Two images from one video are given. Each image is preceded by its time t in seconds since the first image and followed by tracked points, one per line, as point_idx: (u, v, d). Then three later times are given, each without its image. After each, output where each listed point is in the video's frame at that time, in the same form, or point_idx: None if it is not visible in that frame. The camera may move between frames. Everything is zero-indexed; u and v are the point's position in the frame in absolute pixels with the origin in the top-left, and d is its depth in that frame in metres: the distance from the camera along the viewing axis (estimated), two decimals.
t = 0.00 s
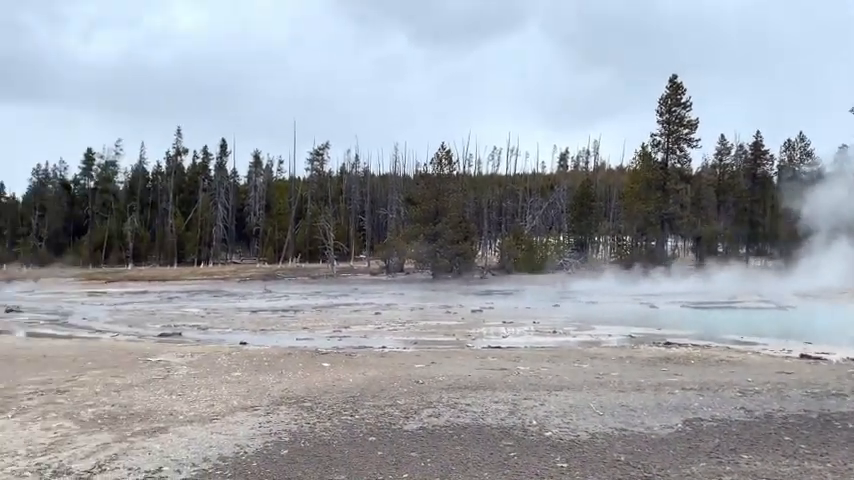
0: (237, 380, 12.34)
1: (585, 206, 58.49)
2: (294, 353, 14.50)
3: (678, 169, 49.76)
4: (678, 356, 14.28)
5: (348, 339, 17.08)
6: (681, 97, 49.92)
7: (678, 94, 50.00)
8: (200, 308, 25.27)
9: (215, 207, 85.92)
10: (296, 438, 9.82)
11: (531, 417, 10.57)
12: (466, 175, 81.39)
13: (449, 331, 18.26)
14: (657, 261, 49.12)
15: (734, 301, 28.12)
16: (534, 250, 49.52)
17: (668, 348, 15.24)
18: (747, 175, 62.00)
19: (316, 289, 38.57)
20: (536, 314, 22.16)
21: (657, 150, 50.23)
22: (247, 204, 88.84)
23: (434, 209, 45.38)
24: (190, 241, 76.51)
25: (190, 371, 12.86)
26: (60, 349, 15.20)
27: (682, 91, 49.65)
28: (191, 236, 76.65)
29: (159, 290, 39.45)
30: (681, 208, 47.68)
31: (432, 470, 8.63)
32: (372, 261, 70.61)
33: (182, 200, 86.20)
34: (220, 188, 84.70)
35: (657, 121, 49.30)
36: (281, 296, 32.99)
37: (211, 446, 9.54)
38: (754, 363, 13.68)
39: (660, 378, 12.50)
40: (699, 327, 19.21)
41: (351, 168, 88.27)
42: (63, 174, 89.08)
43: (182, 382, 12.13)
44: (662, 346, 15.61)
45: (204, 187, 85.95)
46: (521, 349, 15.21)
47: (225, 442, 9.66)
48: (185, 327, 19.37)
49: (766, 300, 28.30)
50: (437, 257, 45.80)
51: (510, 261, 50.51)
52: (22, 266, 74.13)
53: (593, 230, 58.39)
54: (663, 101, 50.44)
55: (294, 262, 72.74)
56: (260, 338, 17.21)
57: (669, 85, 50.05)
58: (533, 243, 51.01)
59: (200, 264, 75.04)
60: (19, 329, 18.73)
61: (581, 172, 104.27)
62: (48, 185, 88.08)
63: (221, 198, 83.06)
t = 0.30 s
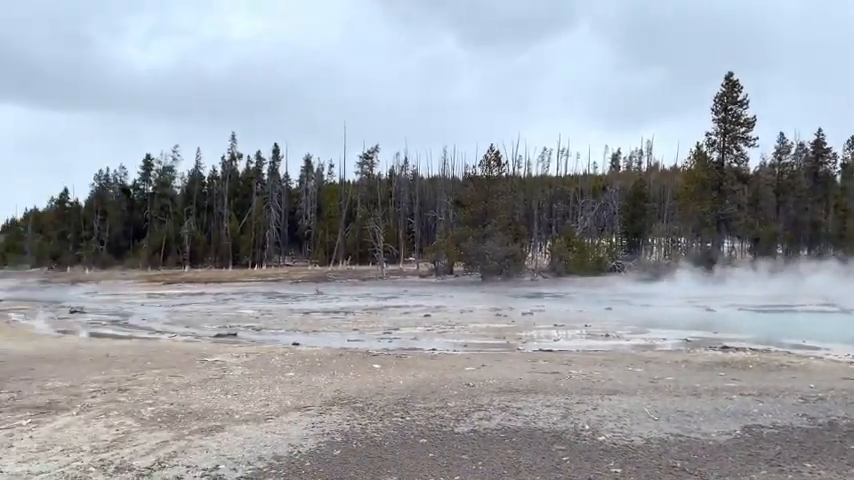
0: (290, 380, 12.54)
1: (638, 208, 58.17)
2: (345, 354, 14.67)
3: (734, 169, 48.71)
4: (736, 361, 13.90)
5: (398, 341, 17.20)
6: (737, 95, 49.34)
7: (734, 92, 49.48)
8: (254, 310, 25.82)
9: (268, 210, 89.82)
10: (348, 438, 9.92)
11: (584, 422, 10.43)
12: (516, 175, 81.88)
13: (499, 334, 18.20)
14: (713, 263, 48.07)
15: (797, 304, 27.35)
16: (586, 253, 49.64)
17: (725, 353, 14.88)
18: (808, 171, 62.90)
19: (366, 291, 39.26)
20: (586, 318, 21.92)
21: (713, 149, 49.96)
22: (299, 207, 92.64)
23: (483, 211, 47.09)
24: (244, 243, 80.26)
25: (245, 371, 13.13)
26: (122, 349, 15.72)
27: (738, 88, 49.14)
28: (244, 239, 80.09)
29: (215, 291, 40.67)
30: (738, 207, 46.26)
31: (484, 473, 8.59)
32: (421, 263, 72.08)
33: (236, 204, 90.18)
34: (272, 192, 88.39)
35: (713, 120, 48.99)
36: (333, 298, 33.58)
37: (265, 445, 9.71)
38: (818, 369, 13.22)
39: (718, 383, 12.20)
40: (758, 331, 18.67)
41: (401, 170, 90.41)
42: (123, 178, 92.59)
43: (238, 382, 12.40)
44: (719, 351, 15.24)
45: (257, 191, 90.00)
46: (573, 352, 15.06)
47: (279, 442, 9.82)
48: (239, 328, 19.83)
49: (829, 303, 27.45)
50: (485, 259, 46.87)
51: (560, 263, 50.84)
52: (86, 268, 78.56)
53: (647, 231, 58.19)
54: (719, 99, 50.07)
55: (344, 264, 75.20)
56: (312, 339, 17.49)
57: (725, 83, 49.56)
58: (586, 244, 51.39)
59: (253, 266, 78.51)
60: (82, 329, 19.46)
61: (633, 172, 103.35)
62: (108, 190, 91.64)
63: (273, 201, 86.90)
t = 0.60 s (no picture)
0: (330, 380, 12.66)
1: (680, 207, 57.26)
2: (383, 354, 14.75)
3: (780, 167, 48.76)
4: (782, 363, 13.56)
5: (436, 341, 17.22)
6: (782, 91, 48.45)
7: (779, 88, 48.62)
8: (293, 310, 26.14)
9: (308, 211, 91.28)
10: (387, 438, 9.95)
11: (624, 424, 10.29)
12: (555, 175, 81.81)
13: (538, 335, 18.10)
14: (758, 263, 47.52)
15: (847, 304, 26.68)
16: (626, 253, 49.82)
17: (771, 355, 14.55)
18: None
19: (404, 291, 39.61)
20: (626, 319, 21.66)
21: (757, 147, 49.24)
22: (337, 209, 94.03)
23: (521, 211, 47.18)
24: (284, 244, 81.80)
25: (285, 371, 13.30)
26: (166, 348, 16.06)
27: (784, 84, 48.25)
28: (284, 240, 81.94)
29: (256, 292, 41.45)
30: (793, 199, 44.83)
31: (522, 474, 8.52)
32: (459, 264, 72.65)
33: (276, 205, 91.82)
34: (312, 193, 89.45)
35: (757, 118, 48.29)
36: (371, 299, 33.88)
37: (305, 444, 9.81)
38: None
39: (763, 385, 11.93)
40: (805, 333, 18.22)
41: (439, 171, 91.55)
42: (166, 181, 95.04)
43: (278, 381, 12.58)
44: (765, 353, 14.89)
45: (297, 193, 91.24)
46: (613, 353, 14.90)
47: (318, 440, 9.91)
48: (279, 328, 20.11)
49: None
50: (524, 259, 47.42)
51: (601, 263, 51.62)
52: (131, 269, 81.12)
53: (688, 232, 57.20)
54: (762, 96, 49.32)
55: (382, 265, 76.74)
56: (350, 339, 17.64)
57: (769, 80, 48.74)
58: (626, 246, 51.93)
59: (293, 267, 80.15)
60: (127, 329, 19.95)
61: (674, 171, 102.16)
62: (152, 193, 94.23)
63: (313, 203, 88.35)
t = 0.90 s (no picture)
0: (361, 379, 12.73)
1: (714, 206, 56.96)
2: (414, 354, 14.77)
3: (818, 164, 47.63)
4: (822, 365, 13.26)
5: (467, 341, 17.18)
6: (820, 86, 47.45)
7: (817, 84, 47.59)
8: (324, 310, 26.32)
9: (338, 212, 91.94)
10: (418, 438, 9.96)
11: (658, 426, 10.16)
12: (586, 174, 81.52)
13: (569, 335, 17.96)
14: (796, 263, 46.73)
15: None
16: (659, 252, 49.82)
17: (810, 356, 14.25)
18: None
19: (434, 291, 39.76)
20: (659, 320, 21.42)
21: (794, 144, 48.36)
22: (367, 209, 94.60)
23: (552, 210, 47.10)
24: (315, 244, 82.65)
25: (317, 370, 13.40)
26: (200, 347, 16.31)
27: (821, 80, 47.25)
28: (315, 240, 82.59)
29: (287, 292, 41.92)
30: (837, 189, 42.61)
31: (555, 475, 8.45)
32: (488, 264, 72.78)
33: (307, 206, 92.80)
34: (342, 194, 90.12)
35: (794, 115, 47.49)
36: (401, 299, 33.99)
37: (337, 443, 9.86)
38: None
39: (801, 388, 11.68)
40: (845, 334, 17.81)
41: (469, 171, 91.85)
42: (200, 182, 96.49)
43: (311, 380, 12.68)
44: (803, 354, 14.59)
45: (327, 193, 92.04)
46: (647, 354, 14.73)
47: (350, 440, 9.96)
48: (310, 327, 20.29)
49: None
50: (556, 260, 47.12)
51: (633, 263, 51.44)
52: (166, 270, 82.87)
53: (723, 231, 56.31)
54: (799, 92, 48.45)
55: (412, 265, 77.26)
56: (381, 339, 17.71)
57: (806, 75, 47.77)
58: (659, 245, 51.97)
59: (324, 268, 80.98)
60: (161, 328, 20.29)
61: (708, 169, 100.85)
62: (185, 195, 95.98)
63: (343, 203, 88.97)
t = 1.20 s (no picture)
0: (387, 379, 12.77)
1: (744, 205, 56.85)
2: (440, 355, 14.77)
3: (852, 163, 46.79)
4: None
5: (493, 342, 17.14)
6: None
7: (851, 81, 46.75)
8: (350, 310, 26.47)
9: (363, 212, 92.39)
10: (444, 438, 9.96)
11: (687, 428, 10.04)
12: (613, 174, 81.12)
13: (596, 337, 17.83)
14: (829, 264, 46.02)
15: None
16: (687, 253, 49.80)
17: (844, 359, 13.97)
18: None
19: (459, 292, 39.87)
20: (688, 321, 21.20)
21: (826, 143, 47.59)
22: (392, 210, 95.05)
23: (578, 211, 47.04)
24: (340, 245, 83.28)
25: (343, 370, 13.47)
26: (228, 347, 16.51)
27: None
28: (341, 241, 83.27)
29: (314, 291, 42.28)
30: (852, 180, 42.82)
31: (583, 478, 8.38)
32: (514, 264, 72.84)
33: (333, 207, 93.61)
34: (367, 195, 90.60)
35: (827, 113, 46.74)
36: (427, 299, 34.06)
37: (364, 443, 9.89)
38: None
39: (835, 391, 11.45)
40: None
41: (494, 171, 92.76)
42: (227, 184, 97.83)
43: (337, 380, 12.75)
44: (836, 356, 14.33)
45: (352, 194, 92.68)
46: (675, 356, 14.57)
47: (377, 440, 9.99)
48: (336, 327, 20.41)
49: None
50: (582, 261, 46.92)
51: (661, 264, 51.15)
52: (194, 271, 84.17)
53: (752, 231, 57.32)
54: (832, 89, 47.65)
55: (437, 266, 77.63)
56: (407, 339, 17.74)
57: (839, 72, 46.92)
58: (687, 246, 51.78)
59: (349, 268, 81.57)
60: (190, 327, 20.57)
61: (737, 168, 99.66)
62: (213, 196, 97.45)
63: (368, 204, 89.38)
